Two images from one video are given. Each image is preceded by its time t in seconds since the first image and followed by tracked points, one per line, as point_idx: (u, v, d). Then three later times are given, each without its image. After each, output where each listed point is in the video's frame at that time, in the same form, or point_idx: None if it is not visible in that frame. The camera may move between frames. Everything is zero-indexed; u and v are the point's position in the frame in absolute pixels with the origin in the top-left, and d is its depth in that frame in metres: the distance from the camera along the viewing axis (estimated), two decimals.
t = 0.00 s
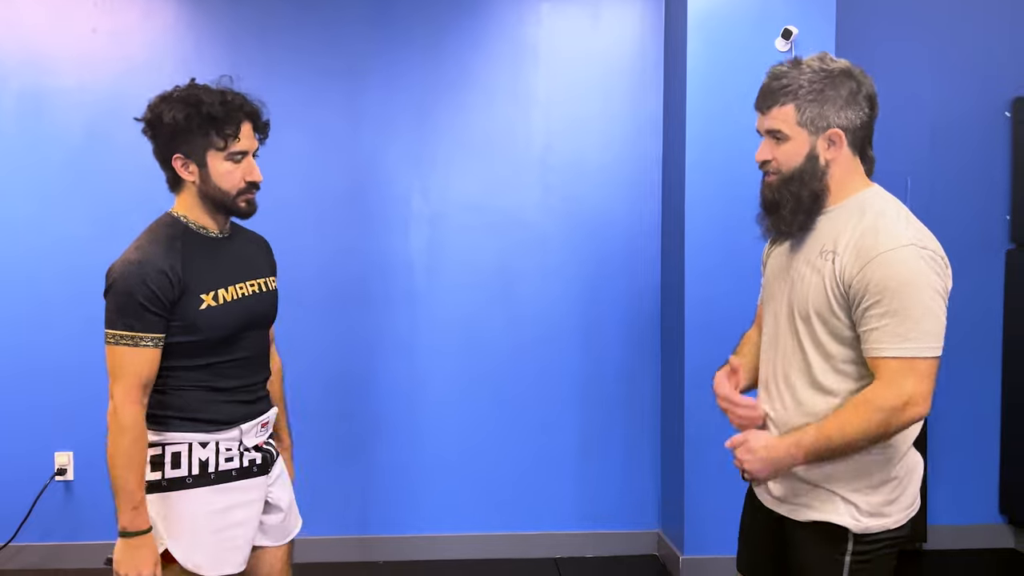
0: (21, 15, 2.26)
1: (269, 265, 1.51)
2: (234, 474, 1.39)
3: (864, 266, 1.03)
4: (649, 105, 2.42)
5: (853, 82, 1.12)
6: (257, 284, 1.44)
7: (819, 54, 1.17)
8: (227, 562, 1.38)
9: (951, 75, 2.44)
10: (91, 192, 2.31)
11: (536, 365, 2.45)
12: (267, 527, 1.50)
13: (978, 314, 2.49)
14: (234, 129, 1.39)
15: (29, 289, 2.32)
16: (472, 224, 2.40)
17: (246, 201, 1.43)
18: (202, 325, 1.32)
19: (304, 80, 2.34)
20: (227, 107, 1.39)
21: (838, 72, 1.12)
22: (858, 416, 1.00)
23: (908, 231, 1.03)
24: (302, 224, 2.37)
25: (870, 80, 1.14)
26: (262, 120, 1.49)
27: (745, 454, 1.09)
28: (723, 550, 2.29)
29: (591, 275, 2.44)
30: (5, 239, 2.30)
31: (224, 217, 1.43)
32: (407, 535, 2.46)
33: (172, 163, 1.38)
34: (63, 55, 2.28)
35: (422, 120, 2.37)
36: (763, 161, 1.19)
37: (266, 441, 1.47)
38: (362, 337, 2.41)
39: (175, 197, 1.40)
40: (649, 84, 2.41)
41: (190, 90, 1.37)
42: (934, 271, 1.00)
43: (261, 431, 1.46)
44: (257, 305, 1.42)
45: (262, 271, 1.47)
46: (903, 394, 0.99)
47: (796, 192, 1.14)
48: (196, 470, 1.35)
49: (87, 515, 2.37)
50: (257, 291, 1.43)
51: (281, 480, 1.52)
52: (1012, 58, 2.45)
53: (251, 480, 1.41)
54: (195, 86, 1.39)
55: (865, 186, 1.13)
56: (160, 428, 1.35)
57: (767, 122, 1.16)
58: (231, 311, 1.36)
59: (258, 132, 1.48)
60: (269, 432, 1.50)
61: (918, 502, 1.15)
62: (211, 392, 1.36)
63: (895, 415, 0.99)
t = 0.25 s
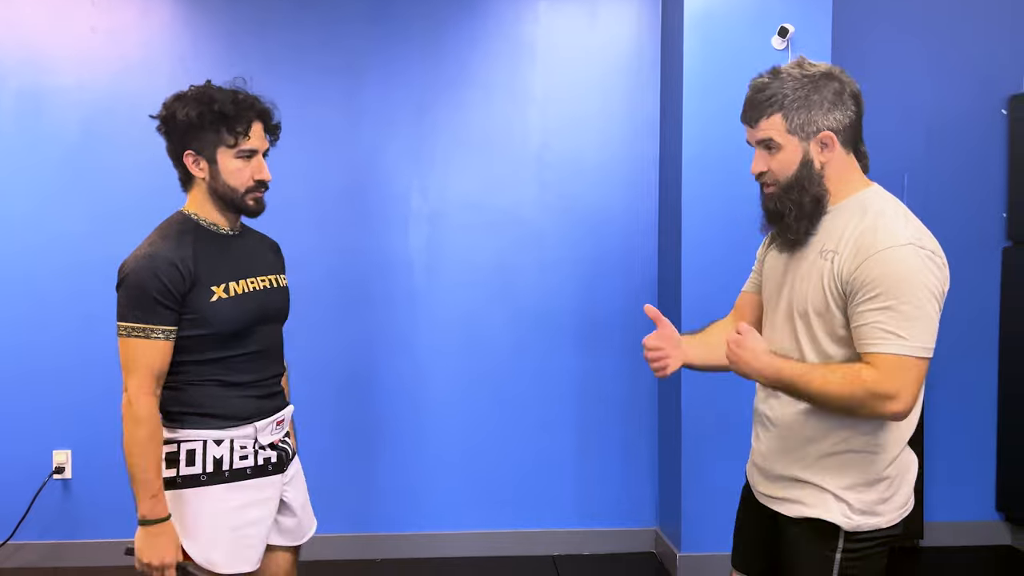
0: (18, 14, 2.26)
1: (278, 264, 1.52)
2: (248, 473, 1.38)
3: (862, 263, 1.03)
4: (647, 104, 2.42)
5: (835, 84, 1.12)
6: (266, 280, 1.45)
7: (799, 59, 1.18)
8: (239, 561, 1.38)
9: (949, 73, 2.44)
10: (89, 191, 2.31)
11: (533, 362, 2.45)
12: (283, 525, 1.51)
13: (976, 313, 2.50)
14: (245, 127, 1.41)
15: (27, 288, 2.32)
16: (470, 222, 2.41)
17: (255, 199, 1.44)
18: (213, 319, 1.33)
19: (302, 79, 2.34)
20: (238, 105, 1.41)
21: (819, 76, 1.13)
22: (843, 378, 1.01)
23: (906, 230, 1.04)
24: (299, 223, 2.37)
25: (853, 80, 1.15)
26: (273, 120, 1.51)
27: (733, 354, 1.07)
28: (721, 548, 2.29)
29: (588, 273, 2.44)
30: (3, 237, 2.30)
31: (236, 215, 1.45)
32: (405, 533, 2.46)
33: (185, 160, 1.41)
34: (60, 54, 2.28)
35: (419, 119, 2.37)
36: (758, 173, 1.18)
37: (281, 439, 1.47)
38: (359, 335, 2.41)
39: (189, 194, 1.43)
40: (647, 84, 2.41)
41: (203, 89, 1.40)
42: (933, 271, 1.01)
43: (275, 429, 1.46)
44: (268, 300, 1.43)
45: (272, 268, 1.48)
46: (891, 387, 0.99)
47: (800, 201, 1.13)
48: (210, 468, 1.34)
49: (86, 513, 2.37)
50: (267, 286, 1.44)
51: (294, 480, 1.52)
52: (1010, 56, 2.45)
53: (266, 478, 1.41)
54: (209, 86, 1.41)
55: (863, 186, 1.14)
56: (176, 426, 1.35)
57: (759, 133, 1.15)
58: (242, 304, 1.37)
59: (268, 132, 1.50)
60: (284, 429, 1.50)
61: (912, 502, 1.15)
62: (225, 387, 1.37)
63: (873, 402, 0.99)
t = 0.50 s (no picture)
0: (15, 13, 2.26)
1: (291, 263, 1.52)
2: (258, 470, 1.38)
3: (855, 261, 1.04)
4: (645, 102, 2.42)
5: (862, 81, 1.11)
6: (279, 277, 1.45)
7: (835, 47, 1.16)
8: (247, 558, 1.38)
9: (947, 71, 2.44)
10: (87, 190, 2.31)
11: (532, 360, 2.46)
12: (292, 523, 1.51)
13: (973, 310, 2.50)
14: (258, 124, 1.41)
15: (26, 287, 2.32)
16: (468, 221, 2.41)
17: (268, 197, 1.44)
18: (226, 313, 1.33)
19: (298, 78, 2.34)
20: (252, 103, 1.42)
21: (849, 70, 1.11)
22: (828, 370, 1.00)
23: (902, 231, 1.04)
24: (296, 221, 2.37)
25: (883, 82, 1.14)
26: (287, 123, 1.52)
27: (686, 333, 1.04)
28: (718, 545, 2.30)
29: (586, 272, 2.44)
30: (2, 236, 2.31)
31: (249, 213, 1.45)
32: (404, 531, 2.47)
33: (199, 158, 1.41)
34: (56, 53, 2.28)
35: (417, 118, 2.37)
36: (762, 149, 1.19)
37: (291, 437, 1.47)
38: (357, 333, 2.41)
39: (203, 192, 1.44)
40: (645, 82, 2.42)
41: (217, 89, 1.41)
42: (926, 273, 1.01)
43: (286, 427, 1.45)
44: (281, 297, 1.43)
45: (285, 266, 1.49)
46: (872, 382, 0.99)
47: (792, 186, 1.15)
48: (220, 465, 1.35)
49: (84, 512, 2.38)
50: (279, 283, 1.44)
51: (304, 477, 1.51)
52: (1008, 54, 2.45)
53: (275, 476, 1.41)
54: (224, 86, 1.42)
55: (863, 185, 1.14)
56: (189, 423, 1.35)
57: (772, 110, 1.16)
58: (255, 299, 1.37)
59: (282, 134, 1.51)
60: (295, 428, 1.50)
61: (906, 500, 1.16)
62: (239, 382, 1.37)
63: (856, 399, 1.00)
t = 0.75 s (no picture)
0: (13, 12, 2.26)
1: (301, 261, 1.52)
2: (265, 467, 1.39)
3: (851, 269, 1.04)
4: (644, 101, 2.42)
5: (847, 92, 1.10)
6: (287, 275, 1.45)
7: (818, 55, 1.14)
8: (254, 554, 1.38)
9: (947, 69, 2.44)
10: (86, 189, 2.31)
11: (530, 359, 2.46)
12: (300, 520, 1.51)
13: (972, 309, 2.50)
14: (270, 124, 1.41)
15: (25, 286, 2.32)
16: (466, 220, 2.41)
17: (278, 197, 1.44)
18: (234, 310, 1.33)
19: (297, 77, 2.34)
20: (263, 103, 1.42)
21: (832, 81, 1.10)
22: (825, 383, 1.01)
23: (899, 238, 1.04)
24: (295, 220, 2.37)
25: (869, 88, 1.12)
26: (297, 122, 1.52)
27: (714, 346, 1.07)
28: (717, 544, 2.30)
29: (585, 270, 2.44)
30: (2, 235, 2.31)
31: (259, 212, 1.45)
32: (403, 529, 2.47)
33: (210, 156, 1.41)
34: (54, 52, 2.28)
35: (415, 116, 2.37)
36: (751, 163, 1.19)
37: (299, 435, 1.47)
38: (356, 331, 2.41)
39: (214, 190, 1.44)
40: (644, 81, 2.41)
41: (230, 88, 1.41)
42: (923, 281, 1.01)
43: (294, 424, 1.46)
44: (289, 294, 1.43)
45: (294, 264, 1.48)
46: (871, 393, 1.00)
47: (784, 203, 1.15)
48: (227, 462, 1.35)
49: (83, 510, 2.38)
50: (287, 281, 1.44)
51: (312, 475, 1.52)
52: (1007, 52, 2.45)
53: (283, 473, 1.41)
54: (236, 85, 1.42)
55: (862, 187, 1.13)
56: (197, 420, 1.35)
57: (757, 126, 1.15)
58: (262, 297, 1.37)
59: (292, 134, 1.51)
60: (304, 425, 1.50)
61: (902, 499, 1.16)
62: (246, 379, 1.37)
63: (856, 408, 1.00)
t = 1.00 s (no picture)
0: (12, 13, 2.26)
1: (307, 261, 1.52)
2: (268, 467, 1.38)
3: (841, 273, 1.04)
4: (642, 100, 2.42)
5: (862, 89, 1.09)
6: (292, 276, 1.44)
7: (842, 49, 1.14)
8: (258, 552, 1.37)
9: (945, 68, 2.44)
10: (85, 189, 2.31)
11: (529, 359, 2.46)
12: (303, 521, 1.51)
13: (971, 308, 2.50)
14: (273, 122, 1.42)
15: (24, 286, 2.32)
16: (465, 219, 2.41)
17: (286, 194, 1.44)
18: (236, 312, 1.33)
19: (295, 76, 2.34)
20: (267, 102, 1.42)
21: (851, 77, 1.10)
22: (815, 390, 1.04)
23: (889, 241, 1.04)
24: (293, 220, 2.37)
25: (886, 88, 1.12)
26: (302, 120, 1.52)
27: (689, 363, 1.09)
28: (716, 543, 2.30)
29: (584, 270, 2.44)
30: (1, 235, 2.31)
31: (265, 211, 1.45)
32: (402, 529, 2.47)
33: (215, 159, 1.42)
34: (52, 52, 2.28)
35: (414, 116, 2.37)
36: (755, 148, 1.19)
37: (303, 435, 1.47)
38: (355, 331, 2.41)
39: (219, 193, 1.44)
40: (642, 80, 2.42)
41: (231, 88, 1.42)
42: (915, 284, 1.01)
43: (298, 424, 1.45)
44: (293, 295, 1.43)
45: (299, 264, 1.48)
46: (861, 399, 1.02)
47: (781, 190, 1.15)
48: (230, 461, 1.35)
49: (82, 510, 2.38)
50: (292, 282, 1.43)
51: (316, 476, 1.51)
52: (1006, 51, 2.45)
53: (286, 473, 1.41)
54: (237, 86, 1.43)
55: (857, 186, 1.13)
56: (200, 419, 1.36)
57: (767, 110, 1.15)
58: (265, 299, 1.37)
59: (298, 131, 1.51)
60: (308, 426, 1.50)
61: (897, 498, 1.16)
62: (248, 380, 1.37)
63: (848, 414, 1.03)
